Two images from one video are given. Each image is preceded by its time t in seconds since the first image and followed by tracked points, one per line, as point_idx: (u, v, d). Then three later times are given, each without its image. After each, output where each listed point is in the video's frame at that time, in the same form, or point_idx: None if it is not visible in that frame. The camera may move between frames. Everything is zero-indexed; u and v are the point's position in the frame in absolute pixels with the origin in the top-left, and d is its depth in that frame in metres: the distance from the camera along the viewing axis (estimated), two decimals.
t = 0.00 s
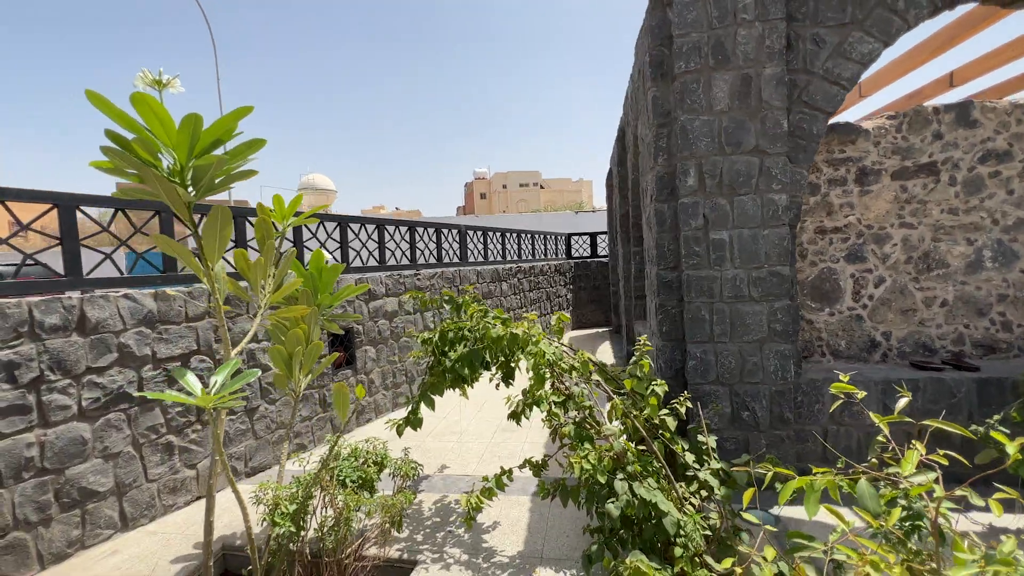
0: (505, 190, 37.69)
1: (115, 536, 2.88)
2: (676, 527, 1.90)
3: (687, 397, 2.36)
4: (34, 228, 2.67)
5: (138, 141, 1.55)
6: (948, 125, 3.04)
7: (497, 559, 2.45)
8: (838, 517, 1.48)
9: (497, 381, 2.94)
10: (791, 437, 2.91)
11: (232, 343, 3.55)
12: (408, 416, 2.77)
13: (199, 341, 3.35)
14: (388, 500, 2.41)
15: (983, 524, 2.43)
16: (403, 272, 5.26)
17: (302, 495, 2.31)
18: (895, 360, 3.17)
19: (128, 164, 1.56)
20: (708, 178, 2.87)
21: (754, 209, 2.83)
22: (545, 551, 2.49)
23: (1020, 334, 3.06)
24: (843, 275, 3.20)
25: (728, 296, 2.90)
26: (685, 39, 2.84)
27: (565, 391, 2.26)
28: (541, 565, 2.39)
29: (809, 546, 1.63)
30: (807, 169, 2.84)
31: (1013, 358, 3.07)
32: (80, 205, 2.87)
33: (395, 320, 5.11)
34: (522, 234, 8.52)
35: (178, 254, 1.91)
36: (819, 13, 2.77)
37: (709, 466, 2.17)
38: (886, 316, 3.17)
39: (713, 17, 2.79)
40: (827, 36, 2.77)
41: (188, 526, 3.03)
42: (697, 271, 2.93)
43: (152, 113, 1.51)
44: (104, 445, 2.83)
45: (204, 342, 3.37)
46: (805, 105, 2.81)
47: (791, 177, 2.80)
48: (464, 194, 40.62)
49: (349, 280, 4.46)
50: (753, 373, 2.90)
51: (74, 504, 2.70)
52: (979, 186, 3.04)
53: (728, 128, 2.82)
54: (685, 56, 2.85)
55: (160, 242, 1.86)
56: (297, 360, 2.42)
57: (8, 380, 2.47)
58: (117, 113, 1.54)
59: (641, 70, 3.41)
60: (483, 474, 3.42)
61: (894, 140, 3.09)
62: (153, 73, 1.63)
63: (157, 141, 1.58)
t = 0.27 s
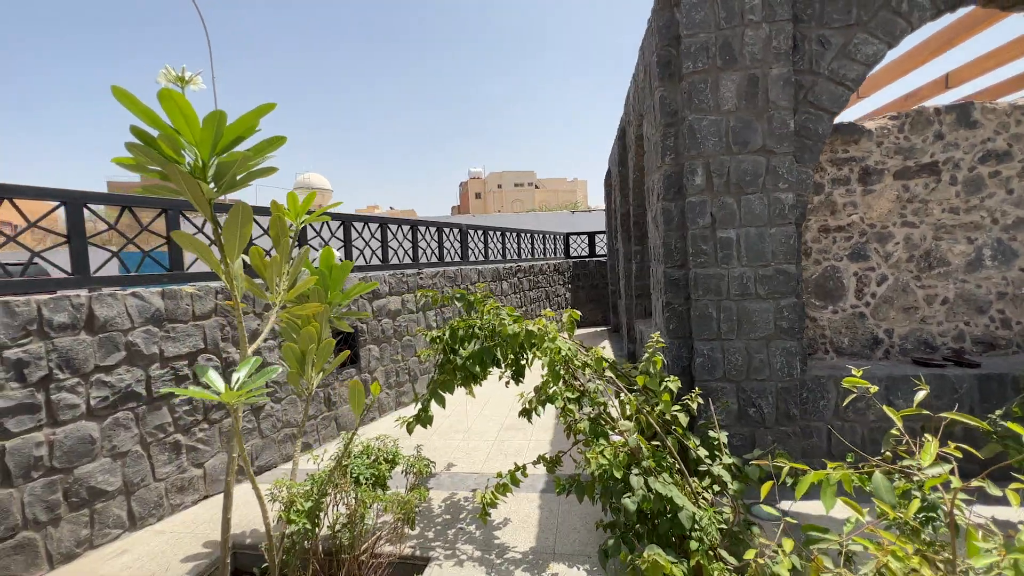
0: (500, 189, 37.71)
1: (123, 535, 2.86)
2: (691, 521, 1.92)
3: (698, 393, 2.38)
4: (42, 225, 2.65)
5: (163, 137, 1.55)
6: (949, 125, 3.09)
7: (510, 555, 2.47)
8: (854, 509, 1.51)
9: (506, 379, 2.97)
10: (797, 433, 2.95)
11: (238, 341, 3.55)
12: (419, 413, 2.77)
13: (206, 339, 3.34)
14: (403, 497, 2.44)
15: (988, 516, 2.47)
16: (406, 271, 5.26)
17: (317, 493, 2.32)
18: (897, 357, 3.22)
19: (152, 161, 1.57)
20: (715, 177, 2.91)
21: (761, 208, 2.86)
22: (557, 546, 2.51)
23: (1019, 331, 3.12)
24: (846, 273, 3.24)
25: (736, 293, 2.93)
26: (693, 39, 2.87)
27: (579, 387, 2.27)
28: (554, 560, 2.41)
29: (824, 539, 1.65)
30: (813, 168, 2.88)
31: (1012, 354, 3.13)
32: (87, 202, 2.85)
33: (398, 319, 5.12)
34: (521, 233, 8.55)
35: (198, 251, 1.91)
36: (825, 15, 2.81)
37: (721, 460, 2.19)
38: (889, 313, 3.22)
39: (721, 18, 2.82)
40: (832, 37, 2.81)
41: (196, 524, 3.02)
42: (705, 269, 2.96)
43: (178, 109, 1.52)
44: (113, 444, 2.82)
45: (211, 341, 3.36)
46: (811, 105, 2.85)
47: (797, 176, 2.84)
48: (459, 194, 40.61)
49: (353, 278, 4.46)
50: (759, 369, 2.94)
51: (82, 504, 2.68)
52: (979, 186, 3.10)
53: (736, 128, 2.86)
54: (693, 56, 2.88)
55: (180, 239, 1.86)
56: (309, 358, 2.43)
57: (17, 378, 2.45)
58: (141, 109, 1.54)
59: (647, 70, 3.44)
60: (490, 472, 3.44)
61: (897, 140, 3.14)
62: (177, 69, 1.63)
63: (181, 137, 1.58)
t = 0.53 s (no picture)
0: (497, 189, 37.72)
1: (136, 536, 2.87)
2: (708, 518, 1.95)
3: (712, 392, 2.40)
4: (55, 227, 2.65)
5: (190, 140, 1.57)
6: (953, 126, 3.13)
7: (524, 553, 2.49)
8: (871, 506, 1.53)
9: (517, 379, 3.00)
10: (805, 431, 2.98)
11: (247, 342, 3.55)
12: (431, 413, 2.79)
13: (216, 341, 3.34)
14: (419, 498, 2.46)
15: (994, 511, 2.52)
16: (411, 271, 5.28)
17: (334, 493, 2.33)
18: (902, 355, 3.27)
19: (179, 164, 1.58)
20: (724, 177, 2.94)
21: (769, 208, 2.90)
22: (571, 544, 2.54)
23: (1021, 329, 3.16)
24: (852, 273, 3.28)
25: (744, 293, 2.96)
26: (701, 41, 2.90)
27: (594, 386, 2.29)
28: (569, 558, 2.43)
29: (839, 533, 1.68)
30: (820, 169, 2.92)
31: (1014, 352, 3.18)
32: (98, 204, 2.86)
33: (403, 319, 5.14)
34: (522, 233, 8.57)
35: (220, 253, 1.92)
36: (832, 17, 2.84)
37: (735, 458, 2.22)
38: (893, 312, 3.26)
39: (729, 20, 2.85)
40: (839, 39, 2.84)
41: (208, 525, 3.03)
42: (713, 268, 2.99)
43: (205, 113, 1.53)
44: (125, 445, 2.83)
45: (221, 342, 3.36)
46: (818, 107, 2.88)
47: (805, 177, 2.87)
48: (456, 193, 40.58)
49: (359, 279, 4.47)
50: (767, 368, 2.97)
51: (96, 505, 2.69)
52: (982, 186, 3.14)
53: (744, 129, 2.89)
54: (701, 58, 2.91)
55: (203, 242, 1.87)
56: (325, 359, 2.44)
57: (31, 380, 2.45)
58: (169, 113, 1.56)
59: (654, 71, 3.46)
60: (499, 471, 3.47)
61: (901, 141, 3.18)
62: (202, 74, 1.65)
63: (207, 140, 1.60)
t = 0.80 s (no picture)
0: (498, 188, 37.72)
1: (155, 535, 2.89)
2: (729, 513, 1.97)
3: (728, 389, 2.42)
4: (73, 228, 2.67)
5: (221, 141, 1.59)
6: (964, 123, 3.14)
7: (543, 549, 2.51)
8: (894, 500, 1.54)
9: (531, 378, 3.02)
10: (818, 427, 3.00)
11: (261, 342, 3.57)
12: (448, 412, 2.82)
13: (231, 340, 3.36)
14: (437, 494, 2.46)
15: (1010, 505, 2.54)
16: (419, 270, 5.30)
17: (356, 490, 2.35)
18: (913, 352, 3.28)
19: (209, 164, 1.60)
20: (737, 175, 2.95)
21: (782, 206, 2.91)
22: (588, 540, 2.56)
23: None
24: (863, 269, 3.30)
25: (757, 290, 2.98)
26: (714, 40, 2.91)
27: (613, 383, 2.30)
28: (587, 554, 2.45)
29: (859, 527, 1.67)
30: (832, 167, 2.93)
31: None
32: (115, 205, 2.88)
33: (412, 318, 5.16)
34: (527, 232, 8.59)
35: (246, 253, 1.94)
36: (844, 15, 2.85)
37: (753, 454, 2.24)
38: (905, 308, 3.28)
39: (742, 19, 2.87)
40: (851, 37, 2.86)
41: (225, 523, 3.05)
42: (726, 266, 3.01)
43: (236, 113, 1.56)
44: (144, 444, 2.85)
45: (236, 341, 3.38)
46: (831, 104, 2.90)
47: (818, 175, 2.89)
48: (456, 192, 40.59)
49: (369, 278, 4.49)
50: (780, 365, 2.99)
51: (117, 504, 2.71)
52: (993, 183, 3.15)
53: (757, 127, 2.90)
54: (714, 56, 2.92)
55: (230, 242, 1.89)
56: (344, 358, 2.46)
57: (53, 380, 2.47)
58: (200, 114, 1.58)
59: (665, 69, 3.47)
60: (512, 469, 3.49)
61: (912, 138, 3.19)
62: (231, 75, 1.68)
63: (236, 141, 1.62)
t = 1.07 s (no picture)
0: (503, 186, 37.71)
1: (181, 531, 2.92)
2: (758, 507, 1.98)
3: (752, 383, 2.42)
4: (98, 227, 2.72)
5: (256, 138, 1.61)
6: (986, 116, 3.11)
7: (567, 544, 2.52)
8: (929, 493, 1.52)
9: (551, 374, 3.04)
10: (839, 422, 3.00)
11: (280, 340, 3.58)
12: (470, 409, 2.83)
13: (251, 338, 3.37)
14: (460, 487, 2.45)
15: None
16: (432, 268, 5.32)
17: (383, 485, 2.38)
18: (934, 347, 3.27)
19: (245, 161, 1.62)
20: (757, 170, 2.95)
21: (803, 200, 2.91)
22: (612, 535, 2.57)
23: None
24: (883, 264, 3.28)
25: (778, 285, 2.97)
26: (733, 34, 2.90)
27: (638, 379, 2.30)
28: (612, 548, 2.46)
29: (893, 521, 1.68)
30: (854, 160, 2.91)
31: None
32: (138, 204, 2.93)
33: (425, 316, 5.17)
34: (536, 229, 8.59)
35: (276, 250, 1.95)
36: (865, 8, 2.84)
37: (779, 449, 2.24)
38: (925, 303, 3.26)
39: (762, 13, 2.85)
40: (872, 30, 2.84)
41: (248, 520, 3.07)
42: (746, 261, 3.00)
43: (271, 110, 1.58)
44: (169, 442, 2.88)
45: (256, 339, 3.39)
46: (851, 98, 2.89)
47: (840, 169, 2.87)
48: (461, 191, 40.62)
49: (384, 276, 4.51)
50: (801, 360, 2.98)
51: (144, 500, 2.75)
52: (1016, 175, 3.13)
53: (777, 121, 2.89)
54: (734, 51, 2.91)
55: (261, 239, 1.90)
56: (368, 355, 2.45)
57: (82, 378, 2.51)
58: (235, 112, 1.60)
59: (681, 64, 3.46)
60: (531, 466, 3.48)
61: (933, 131, 3.17)
62: (263, 73, 1.70)
63: (271, 137, 1.64)
